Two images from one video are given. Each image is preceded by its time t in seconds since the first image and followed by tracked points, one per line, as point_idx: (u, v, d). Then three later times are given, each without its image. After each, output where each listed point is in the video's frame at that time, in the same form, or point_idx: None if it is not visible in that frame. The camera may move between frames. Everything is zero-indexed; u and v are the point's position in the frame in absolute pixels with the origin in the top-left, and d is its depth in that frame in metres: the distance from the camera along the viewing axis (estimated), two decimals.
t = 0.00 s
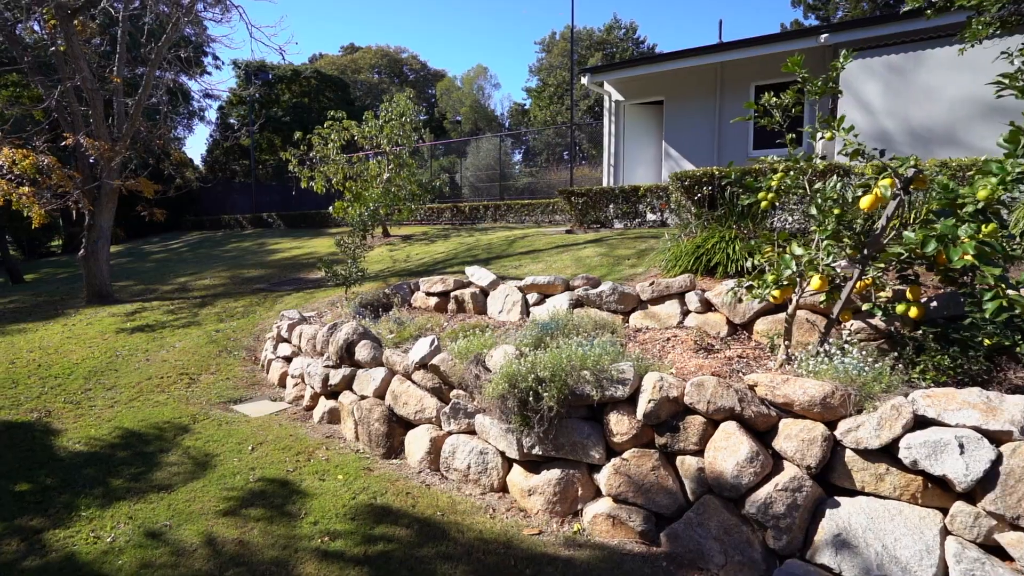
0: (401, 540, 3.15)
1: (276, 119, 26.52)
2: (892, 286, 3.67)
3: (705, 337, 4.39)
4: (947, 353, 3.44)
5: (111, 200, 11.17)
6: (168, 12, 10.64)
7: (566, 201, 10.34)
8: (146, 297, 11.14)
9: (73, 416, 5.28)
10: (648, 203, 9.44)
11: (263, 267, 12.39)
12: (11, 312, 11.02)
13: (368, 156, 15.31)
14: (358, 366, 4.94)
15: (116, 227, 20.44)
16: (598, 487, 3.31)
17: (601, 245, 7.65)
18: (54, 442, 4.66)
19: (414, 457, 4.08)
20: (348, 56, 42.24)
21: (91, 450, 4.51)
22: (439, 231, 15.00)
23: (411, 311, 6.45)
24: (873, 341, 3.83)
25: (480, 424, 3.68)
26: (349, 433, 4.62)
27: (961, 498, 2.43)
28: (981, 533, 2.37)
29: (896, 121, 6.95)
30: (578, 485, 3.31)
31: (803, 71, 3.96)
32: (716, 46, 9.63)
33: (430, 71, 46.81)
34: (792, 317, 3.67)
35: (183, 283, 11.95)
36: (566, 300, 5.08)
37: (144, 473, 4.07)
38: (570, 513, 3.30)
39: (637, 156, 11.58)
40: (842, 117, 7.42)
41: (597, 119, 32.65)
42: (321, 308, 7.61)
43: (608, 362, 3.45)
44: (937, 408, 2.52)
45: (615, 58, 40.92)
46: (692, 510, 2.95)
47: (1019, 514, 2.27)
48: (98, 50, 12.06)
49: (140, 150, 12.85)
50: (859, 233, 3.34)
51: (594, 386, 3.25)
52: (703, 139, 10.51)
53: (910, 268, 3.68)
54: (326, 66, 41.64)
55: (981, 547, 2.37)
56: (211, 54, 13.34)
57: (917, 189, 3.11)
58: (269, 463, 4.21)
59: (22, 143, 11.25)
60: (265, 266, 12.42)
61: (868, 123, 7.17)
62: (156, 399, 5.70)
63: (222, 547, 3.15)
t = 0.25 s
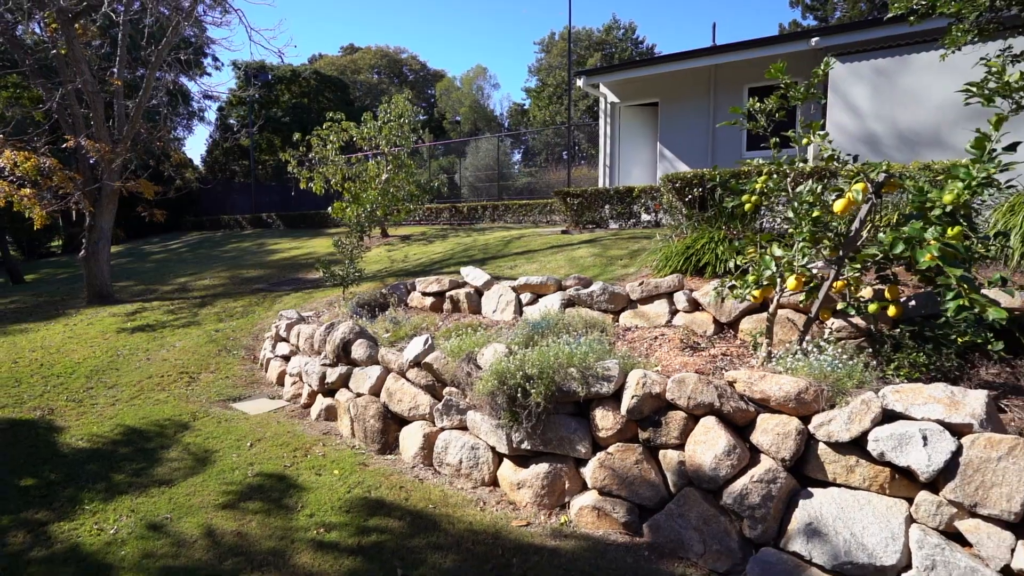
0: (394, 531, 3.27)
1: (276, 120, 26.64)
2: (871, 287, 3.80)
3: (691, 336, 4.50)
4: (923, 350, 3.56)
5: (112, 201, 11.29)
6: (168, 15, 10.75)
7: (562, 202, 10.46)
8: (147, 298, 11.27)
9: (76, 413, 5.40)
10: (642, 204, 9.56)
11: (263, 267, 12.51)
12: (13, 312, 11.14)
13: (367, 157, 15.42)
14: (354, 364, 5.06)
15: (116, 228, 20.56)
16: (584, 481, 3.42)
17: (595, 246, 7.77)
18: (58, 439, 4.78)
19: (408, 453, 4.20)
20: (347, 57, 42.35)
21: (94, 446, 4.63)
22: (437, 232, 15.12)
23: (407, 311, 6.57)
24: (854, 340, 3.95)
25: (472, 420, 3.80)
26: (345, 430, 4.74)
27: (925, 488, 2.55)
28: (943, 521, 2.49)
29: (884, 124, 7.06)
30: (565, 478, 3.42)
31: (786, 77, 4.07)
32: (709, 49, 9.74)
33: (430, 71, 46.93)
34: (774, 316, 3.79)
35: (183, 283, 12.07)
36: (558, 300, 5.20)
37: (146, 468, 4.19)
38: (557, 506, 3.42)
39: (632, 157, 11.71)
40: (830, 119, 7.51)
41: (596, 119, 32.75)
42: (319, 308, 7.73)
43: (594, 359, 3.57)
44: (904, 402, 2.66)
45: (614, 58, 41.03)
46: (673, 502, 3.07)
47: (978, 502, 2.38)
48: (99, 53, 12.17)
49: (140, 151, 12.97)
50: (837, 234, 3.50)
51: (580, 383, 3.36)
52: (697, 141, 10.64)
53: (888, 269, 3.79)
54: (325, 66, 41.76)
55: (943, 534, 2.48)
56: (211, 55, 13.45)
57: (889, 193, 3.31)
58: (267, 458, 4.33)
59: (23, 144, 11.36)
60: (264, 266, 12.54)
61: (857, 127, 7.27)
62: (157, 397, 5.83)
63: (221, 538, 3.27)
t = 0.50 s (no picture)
0: (385, 522, 3.39)
1: (276, 121, 26.78)
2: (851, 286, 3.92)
3: (677, 334, 4.62)
4: (899, 347, 3.69)
5: (112, 202, 11.41)
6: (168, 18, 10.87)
7: (557, 203, 10.59)
8: (147, 298, 11.39)
9: (78, 410, 5.52)
10: (636, 204, 9.69)
11: (262, 267, 12.64)
12: (15, 312, 11.26)
13: (366, 158, 15.54)
14: (349, 362, 5.18)
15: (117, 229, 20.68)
16: (570, 473, 3.54)
17: (588, 246, 7.89)
18: (60, 435, 4.91)
19: (401, 448, 4.32)
20: (347, 58, 42.50)
21: (96, 442, 4.75)
22: (436, 232, 15.24)
23: (403, 310, 6.69)
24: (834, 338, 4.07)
25: (462, 416, 3.92)
26: (341, 426, 4.86)
27: (891, 477, 2.66)
28: (906, 509, 2.60)
29: (871, 127, 7.18)
30: (552, 471, 3.54)
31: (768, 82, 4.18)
32: (702, 52, 9.85)
33: (429, 72, 47.07)
34: (754, 314, 3.91)
35: (182, 284, 12.20)
36: (549, 300, 5.32)
37: (146, 463, 4.32)
38: (544, 498, 3.54)
39: (627, 159, 11.83)
40: (818, 121, 7.62)
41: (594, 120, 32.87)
42: (317, 308, 7.85)
43: (579, 356, 3.68)
44: (872, 396, 2.79)
45: (613, 59, 41.17)
46: (654, 493, 3.18)
47: (937, 490, 2.50)
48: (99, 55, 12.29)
49: (141, 152, 13.09)
50: (814, 234, 3.65)
51: (565, 379, 3.48)
52: (691, 143, 10.77)
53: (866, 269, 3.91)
54: (325, 67, 41.90)
55: (906, 522, 2.60)
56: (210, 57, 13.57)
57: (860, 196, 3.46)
58: (264, 453, 4.46)
59: (25, 146, 11.48)
60: (263, 266, 12.66)
61: (844, 129, 7.38)
62: (157, 395, 5.95)
63: (219, 528, 3.40)
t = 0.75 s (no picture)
0: (377, 512, 3.53)
1: (275, 121, 26.92)
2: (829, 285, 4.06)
3: (663, 332, 4.75)
4: (875, 344, 3.81)
5: (113, 203, 11.55)
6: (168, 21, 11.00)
7: (552, 204, 10.72)
8: (147, 298, 11.52)
9: (80, 407, 5.66)
10: (630, 205, 9.82)
11: (261, 267, 12.77)
12: (17, 312, 11.39)
13: (364, 159, 15.67)
14: (345, 360, 5.32)
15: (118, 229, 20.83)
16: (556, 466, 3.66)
17: (581, 247, 8.02)
18: (63, 430, 5.05)
19: (394, 442, 4.46)
20: (347, 59, 42.64)
21: (98, 437, 4.89)
22: (434, 232, 15.37)
23: (398, 310, 6.82)
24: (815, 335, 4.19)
25: (453, 411, 4.05)
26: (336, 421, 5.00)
27: (856, 467, 2.78)
28: (871, 497, 2.72)
29: (858, 129, 7.30)
30: (538, 464, 3.66)
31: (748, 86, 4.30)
32: (695, 54, 9.97)
33: (429, 73, 47.21)
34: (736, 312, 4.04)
35: (182, 284, 12.33)
36: (540, 298, 5.46)
37: (147, 457, 4.45)
38: (530, 490, 3.67)
39: (622, 160, 11.97)
40: (807, 123, 7.74)
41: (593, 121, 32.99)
42: (314, 307, 7.99)
43: (564, 353, 3.81)
44: (841, 391, 2.93)
45: (611, 59, 41.29)
46: (634, 484, 3.31)
47: (897, 478, 2.62)
48: (100, 57, 12.43)
49: (141, 154, 13.23)
50: (790, 234, 3.79)
51: (550, 375, 3.61)
52: (685, 144, 10.90)
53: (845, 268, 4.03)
54: (325, 68, 42.04)
55: (871, 509, 2.72)
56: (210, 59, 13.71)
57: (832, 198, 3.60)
58: (261, 448, 4.59)
59: (27, 147, 11.62)
60: (262, 267, 12.80)
61: (832, 131, 7.50)
62: (158, 392, 6.09)
63: (217, 518, 3.53)
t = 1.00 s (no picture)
0: (369, 502, 3.68)
1: (275, 122, 27.08)
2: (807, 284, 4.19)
3: (648, 330, 4.89)
4: (851, 341, 3.94)
5: (114, 204, 11.71)
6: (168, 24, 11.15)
7: (548, 205, 10.87)
8: (148, 297, 11.66)
9: (83, 404, 5.82)
10: (624, 206, 9.96)
11: (261, 267, 12.92)
12: (19, 312, 11.55)
13: (363, 160, 15.82)
14: (341, 357, 5.47)
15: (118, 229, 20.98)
16: (542, 458, 3.80)
17: (574, 247, 8.17)
18: (67, 426, 5.20)
19: (388, 437, 4.61)
20: (347, 59, 42.80)
21: (101, 432, 5.05)
22: (431, 233, 15.51)
23: (394, 309, 6.97)
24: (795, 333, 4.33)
25: (444, 407, 4.20)
26: (332, 417, 5.15)
27: (823, 458, 2.92)
28: (836, 486, 2.85)
29: (844, 131, 7.45)
30: (524, 457, 3.81)
31: (729, 92, 4.45)
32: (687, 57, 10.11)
33: (428, 73, 47.33)
34: (717, 310, 4.19)
35: (183, 284, 12.48)
36: (531, 297, 5.61)
37: (148, 451, 4.61)
38: (517, 482, 3.81)
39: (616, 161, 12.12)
40: (795, 126, 7.88)
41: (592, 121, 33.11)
42: (312, 307, 8.13)
43: (549, 350, 3.96)
44: (810, 385, 3.06)
45: (611, 60, 41.42)
46: (615, 475, 3.45)
47: (859, 467, 2.76)
48: (101, 60, 12.58)
49: (142, 155, 13.38)
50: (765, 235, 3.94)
51: (535, 371, 3.76)
52: (678, 146, 11.04)
53: (823, 268, 4.17)
54: (325, 68, 42.20)
55: (836, 498, 2.84)
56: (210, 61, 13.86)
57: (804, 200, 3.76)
58: (259, 442, 4.74)
59: (29, 149, 11.78)
60: (262, 267, 12.95)
61: (819, 133, 7.63)
62: (158, 389, 6.24)
63: (216, 508, 3.68)
